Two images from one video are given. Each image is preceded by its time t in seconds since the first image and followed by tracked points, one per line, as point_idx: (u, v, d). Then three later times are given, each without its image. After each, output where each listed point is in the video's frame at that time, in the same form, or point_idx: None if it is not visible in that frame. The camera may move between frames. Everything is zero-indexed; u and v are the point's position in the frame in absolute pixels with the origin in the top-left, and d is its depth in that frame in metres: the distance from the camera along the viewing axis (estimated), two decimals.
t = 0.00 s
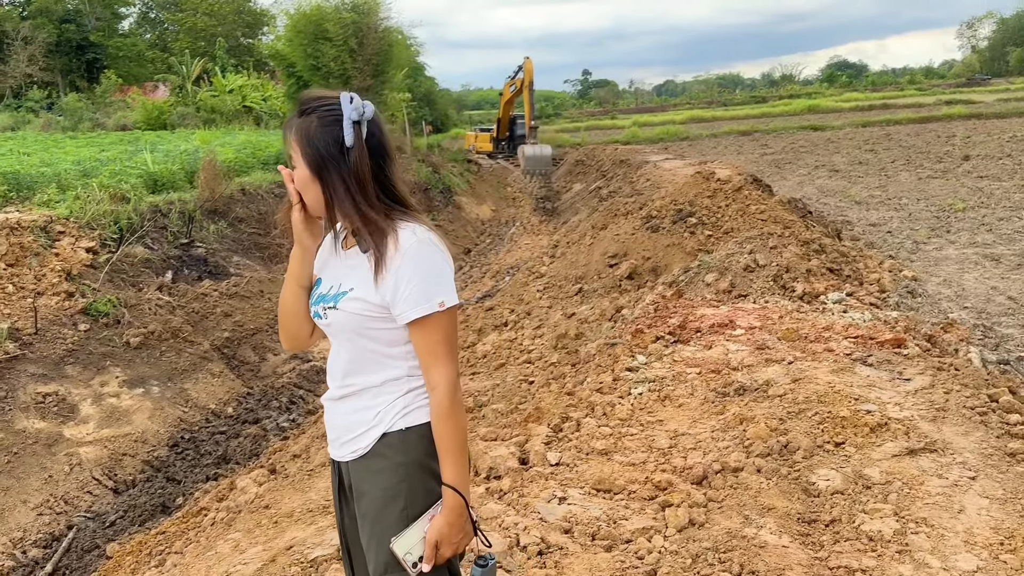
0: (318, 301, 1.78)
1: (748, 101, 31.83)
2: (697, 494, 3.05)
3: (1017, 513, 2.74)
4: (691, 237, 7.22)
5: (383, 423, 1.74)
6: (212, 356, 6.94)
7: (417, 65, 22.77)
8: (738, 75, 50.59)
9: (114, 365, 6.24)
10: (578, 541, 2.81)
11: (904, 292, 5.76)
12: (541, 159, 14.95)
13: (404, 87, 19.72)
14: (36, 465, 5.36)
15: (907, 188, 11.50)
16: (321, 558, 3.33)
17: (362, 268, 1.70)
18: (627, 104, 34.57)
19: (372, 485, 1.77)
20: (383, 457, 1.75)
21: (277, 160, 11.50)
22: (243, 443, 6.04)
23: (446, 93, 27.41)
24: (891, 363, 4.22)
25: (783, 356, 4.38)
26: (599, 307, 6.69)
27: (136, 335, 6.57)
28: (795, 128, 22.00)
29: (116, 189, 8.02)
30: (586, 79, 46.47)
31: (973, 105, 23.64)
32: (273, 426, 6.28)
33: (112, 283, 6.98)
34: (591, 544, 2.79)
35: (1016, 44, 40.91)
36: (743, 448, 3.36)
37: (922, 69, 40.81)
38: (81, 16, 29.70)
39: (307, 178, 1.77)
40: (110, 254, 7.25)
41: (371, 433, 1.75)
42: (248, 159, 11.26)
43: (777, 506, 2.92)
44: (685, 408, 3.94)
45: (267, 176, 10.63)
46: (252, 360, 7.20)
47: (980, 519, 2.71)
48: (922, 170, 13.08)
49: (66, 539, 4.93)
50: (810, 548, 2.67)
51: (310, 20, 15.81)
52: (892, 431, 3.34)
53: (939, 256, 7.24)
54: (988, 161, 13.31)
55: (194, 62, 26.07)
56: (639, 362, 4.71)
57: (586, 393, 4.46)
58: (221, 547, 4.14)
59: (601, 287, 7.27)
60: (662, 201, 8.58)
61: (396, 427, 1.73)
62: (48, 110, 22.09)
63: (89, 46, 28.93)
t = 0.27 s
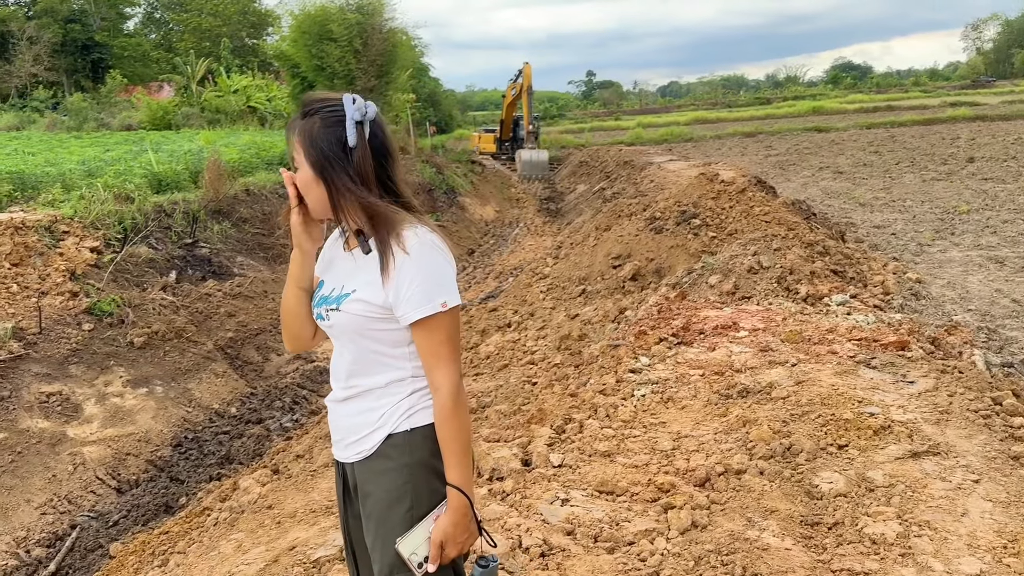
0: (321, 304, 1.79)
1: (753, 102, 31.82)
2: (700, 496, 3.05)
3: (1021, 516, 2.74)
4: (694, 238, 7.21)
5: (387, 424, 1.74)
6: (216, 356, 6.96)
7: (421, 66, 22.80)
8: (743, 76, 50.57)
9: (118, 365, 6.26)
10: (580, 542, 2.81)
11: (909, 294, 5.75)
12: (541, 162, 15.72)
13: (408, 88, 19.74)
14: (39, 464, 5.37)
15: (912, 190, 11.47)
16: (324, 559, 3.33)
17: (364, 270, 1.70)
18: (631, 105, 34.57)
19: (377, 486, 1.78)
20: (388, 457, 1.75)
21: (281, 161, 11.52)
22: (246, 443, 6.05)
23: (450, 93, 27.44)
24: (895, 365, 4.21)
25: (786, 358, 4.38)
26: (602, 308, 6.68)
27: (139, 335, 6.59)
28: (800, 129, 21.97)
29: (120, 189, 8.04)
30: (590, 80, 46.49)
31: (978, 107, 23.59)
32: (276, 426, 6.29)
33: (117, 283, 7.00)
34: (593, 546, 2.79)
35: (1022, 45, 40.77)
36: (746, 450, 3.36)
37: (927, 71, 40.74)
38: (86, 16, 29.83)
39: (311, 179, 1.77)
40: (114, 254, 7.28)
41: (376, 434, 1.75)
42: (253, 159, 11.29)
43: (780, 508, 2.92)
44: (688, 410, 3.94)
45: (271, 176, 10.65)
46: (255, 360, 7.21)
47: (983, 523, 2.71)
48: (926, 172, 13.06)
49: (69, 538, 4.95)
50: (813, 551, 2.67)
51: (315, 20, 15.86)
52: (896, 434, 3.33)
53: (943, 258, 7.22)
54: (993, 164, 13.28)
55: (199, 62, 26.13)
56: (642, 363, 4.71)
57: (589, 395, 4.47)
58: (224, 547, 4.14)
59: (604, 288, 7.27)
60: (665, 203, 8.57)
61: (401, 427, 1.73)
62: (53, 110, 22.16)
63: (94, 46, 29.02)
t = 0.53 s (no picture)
0: (325, 305, 1.79)
1: (756, 103, 31.82)
2: (702, 497, 3.05)
3: None
4: (697, 239, 7.21)
5: (392, 424, 1.74)
6: (219, 356, 6.97)
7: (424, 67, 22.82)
8: (746, 77, 50.54)
9: (121, 365, 6.27)
10: (582, 543, 2.81)
11: (912, 295, 5.75)
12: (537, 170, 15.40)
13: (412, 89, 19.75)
14: (42, 464, 5.38)
15: (915, 191, 11.45)
16: (326, 558, 3.34)
17: (367, 271, 1.70)
18: (634, 106, 34.53)
19: (381, 486, 1.78)
20: (392, 457, 1.76)
21: (284, 162, 11.54)
22: (249, 443, 6.06)
23: (453, 94, 27.46)
24: (898, 366, 4.20)
25: (789, 359, 4.37)
26: (604, 309, 6.68)
27: (142, 335, 6.60)
28: (803, 130, 21.94)
29: (124, 189, 8.05)
30: (593, 81, 46.49)
31: (981, 108, 23.56)
32: (279, 426, 6.30)
33: (120, 283, 7.02)
34: (595, 546, 2.79)
35: None
36: (749, 451, 3.36)
37: (931, 73, 40.67)
38: (90, 17, 29.92)
39: (319, 176, 1.76)
40: (118, 254, 7.29)
41: (380, 434, 1.76)
42: (256, 159, 11.31)
43: (782, 509, 2.91)
44: (691, 411, 3.93)
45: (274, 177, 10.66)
46: (258, 361, 7.22)
47: (986, 524, 2.70)
48: (929, 173, 13.04)
49: (72, 538, 4.95)
50: (815, 552, 2.66)
51: (318, 21, 15.89)
52: (899, 435, 3.33)
53: (946, 259, 7.22)
54: (997, 165, 13.25)
55: (202, 62, 26.18)
56: (645, 364, 4.71)
57: (591, 395, 4.47)
58: (227, 547, 4.15)
59: (607, 289, 7.26)
60: (668, 204, 8.57)
61: (406, 427, 1.73)
62: (57, 110, 22.22)
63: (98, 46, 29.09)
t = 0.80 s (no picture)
0: (327, 305, 1.80)
1: (758, 104, 31.80)
2: (705, 497, 3.05)
3: None
4: (700, 240, 7.21)
5: (395, 423, 1.75)
6: (222, 356, 6.98)
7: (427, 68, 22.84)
8: (749, 78, 50.52)
9: (124, 365, 6.29)
10: (585, 543, 2.81)
11: (915, 296, 5.75)
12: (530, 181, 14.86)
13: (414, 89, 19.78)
14: (46, 463, 5.39)
15: (918, 192, 11.45)
16: (329, 558, 3.34)
17: (370, 271, 1.71)
18: (636, 107, 34.52)
19: (385, 485, 1.78)
20: (396, 456, 1.76)
21: (287, 163, 11.55)
22: (252, 443, 6.07)
23: (455, 95, 27.48)
24: (901, 367, 4.20)
25: (792, 360, 4.38)
26: (607, 310, 6.68)
27: (145, 335, 6.62)
28: (805, 131, 21.93)
29: (127, 190, 8.07)
30: (595, 82, 46.51)
31: (984, 109, 23.51)
32: (281, 426, 6.31)
33: (123, 284, 7.03)
34: (598, 546, 2.79)
35: None
36: (751, 451, 3.36)
37: (934, 74, 40.61)
38: (93, 18, 30.00)
39: (324, 176, 1.76)
40: (121, 255, 7.31)
41: (384, 433, 1.76)
42: (258, 160, 11.32)
43: (785, 510, 2.92)
44: (693, 412, 3.94)
45: (277, 177, 10.68)
46: (261, 361, 7.23)
47: (989, 525, 2.70)
48: (932, 174, 13.02)
49: (75, 538, 4.96)
50: (818, 552, 2.67)
51: (321, 22, 15.90)
52: (901, 436, 3.33)
53: (949, 260, 7.21)
54: (1000, 166, 13.23)
55: (205, 63, 26.23)
56: (647, 364, 4.71)
57: (594, 396, 4.47)
58: (230, 547, 4.15)
59: (609, 290, 7.27)
60: (671, 204, 8.57)
61: (410, 426, 1.74)
62: (60, 111, 22.28)
63: (100, 47, 29.16)
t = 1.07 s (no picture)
0: (329, 304, 1.80)
1: (759, 104, 31.76)
2: (707, 498, 3.05)
3: None
4: (702, 240, 7.20)
5: (396, 423, 1.75)
6: (224, 357, 6.99)
7: (428, 68, 22.86)
8: (750, 78, 50.50)
9: (126, 365, 6.29)
10: (587, 543, 2.81)
11: (917, 297, 5.74)
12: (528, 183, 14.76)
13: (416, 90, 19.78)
14: (48, 464, 5.40)
15: (920, 192, 11.43)
16: (331, 558, 3.34)
17: (372, 272, 1.71)
18: (637, 108, 34.48)
19: (385, 486, 1.78)
20: (397, 456, 1.76)
21: (288, 163, 11.57)
22: (253, 444, 6.07)
23: (457, 95, 27.49)
24: (903, 367, 4.20)
25: (794, 360, 4.37)
26: (608, 310, 6.68)
27: (147, 336, 6.62)
28: (807, 131, 21.92)
29: (129, 191, 8.09)
30: (597, 83, 46.51)
31: (986, 109, 23.49)
32: (283, 426, 6.32)
33: (125, 284, 7.04)
34: (600, 546, 2.79)
35: None
36: (753, 451, 3.36)
37: (936, 74, 40.56)
38: (95, 18, 30.03)
39: (329, 175, 1.76)
40: (122, 255, 7.32)
41: (384, 433, 1.76)
42: (260, 161, 11.33)
43: (787, 510, 2.91)
44: (695, 412, 3.94)
45: (279, 178, 10.68)
46: (263, 361, 7.24)
47: (991, 525, 2.70)
48: (934, 174, 13.01)
49: (77, 538, 4.97)
50: (820, 553, 2.66)
51: (322, 23, 15.91)
52: (904, 436, 3.32)
53: (951, 260, 7.20)
54: (1002, 166, 13.21)
55: (207, 64, 26.27)
56: (649, 365, 4.71)
57: (596, 396, 4.47)
58: (231, 547, 4.16)
59: (611, 290, 7.26)
60: (672, 205, 8.57)
61: (410, 426, 1.74)
62: (62, 112, 22.32)
63: (102, 48, 29.20)
